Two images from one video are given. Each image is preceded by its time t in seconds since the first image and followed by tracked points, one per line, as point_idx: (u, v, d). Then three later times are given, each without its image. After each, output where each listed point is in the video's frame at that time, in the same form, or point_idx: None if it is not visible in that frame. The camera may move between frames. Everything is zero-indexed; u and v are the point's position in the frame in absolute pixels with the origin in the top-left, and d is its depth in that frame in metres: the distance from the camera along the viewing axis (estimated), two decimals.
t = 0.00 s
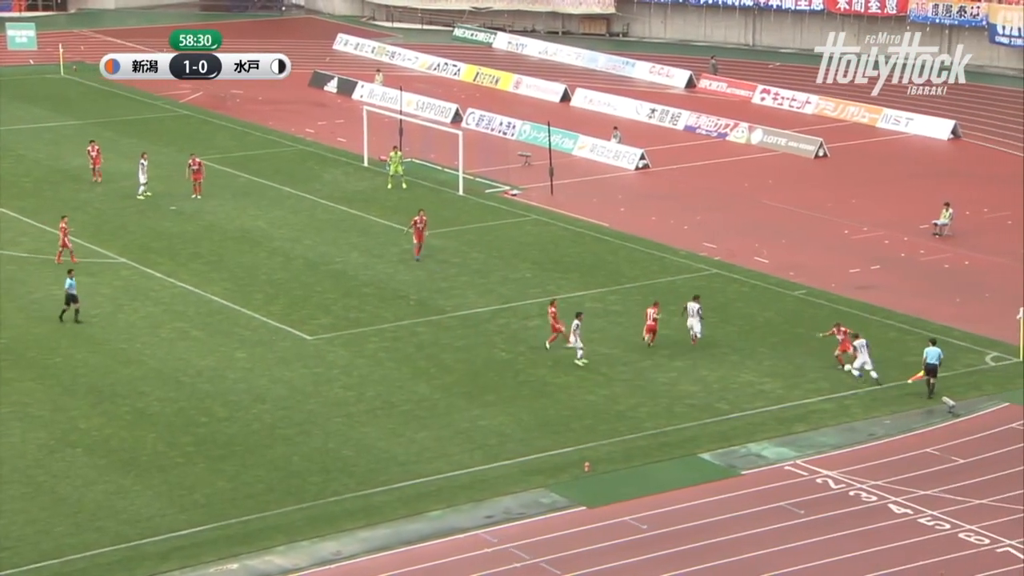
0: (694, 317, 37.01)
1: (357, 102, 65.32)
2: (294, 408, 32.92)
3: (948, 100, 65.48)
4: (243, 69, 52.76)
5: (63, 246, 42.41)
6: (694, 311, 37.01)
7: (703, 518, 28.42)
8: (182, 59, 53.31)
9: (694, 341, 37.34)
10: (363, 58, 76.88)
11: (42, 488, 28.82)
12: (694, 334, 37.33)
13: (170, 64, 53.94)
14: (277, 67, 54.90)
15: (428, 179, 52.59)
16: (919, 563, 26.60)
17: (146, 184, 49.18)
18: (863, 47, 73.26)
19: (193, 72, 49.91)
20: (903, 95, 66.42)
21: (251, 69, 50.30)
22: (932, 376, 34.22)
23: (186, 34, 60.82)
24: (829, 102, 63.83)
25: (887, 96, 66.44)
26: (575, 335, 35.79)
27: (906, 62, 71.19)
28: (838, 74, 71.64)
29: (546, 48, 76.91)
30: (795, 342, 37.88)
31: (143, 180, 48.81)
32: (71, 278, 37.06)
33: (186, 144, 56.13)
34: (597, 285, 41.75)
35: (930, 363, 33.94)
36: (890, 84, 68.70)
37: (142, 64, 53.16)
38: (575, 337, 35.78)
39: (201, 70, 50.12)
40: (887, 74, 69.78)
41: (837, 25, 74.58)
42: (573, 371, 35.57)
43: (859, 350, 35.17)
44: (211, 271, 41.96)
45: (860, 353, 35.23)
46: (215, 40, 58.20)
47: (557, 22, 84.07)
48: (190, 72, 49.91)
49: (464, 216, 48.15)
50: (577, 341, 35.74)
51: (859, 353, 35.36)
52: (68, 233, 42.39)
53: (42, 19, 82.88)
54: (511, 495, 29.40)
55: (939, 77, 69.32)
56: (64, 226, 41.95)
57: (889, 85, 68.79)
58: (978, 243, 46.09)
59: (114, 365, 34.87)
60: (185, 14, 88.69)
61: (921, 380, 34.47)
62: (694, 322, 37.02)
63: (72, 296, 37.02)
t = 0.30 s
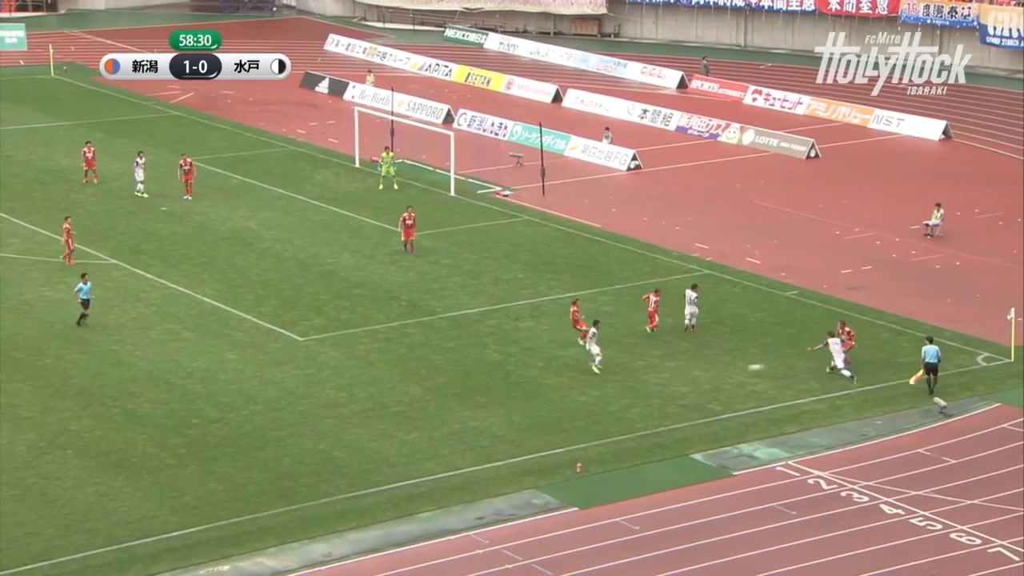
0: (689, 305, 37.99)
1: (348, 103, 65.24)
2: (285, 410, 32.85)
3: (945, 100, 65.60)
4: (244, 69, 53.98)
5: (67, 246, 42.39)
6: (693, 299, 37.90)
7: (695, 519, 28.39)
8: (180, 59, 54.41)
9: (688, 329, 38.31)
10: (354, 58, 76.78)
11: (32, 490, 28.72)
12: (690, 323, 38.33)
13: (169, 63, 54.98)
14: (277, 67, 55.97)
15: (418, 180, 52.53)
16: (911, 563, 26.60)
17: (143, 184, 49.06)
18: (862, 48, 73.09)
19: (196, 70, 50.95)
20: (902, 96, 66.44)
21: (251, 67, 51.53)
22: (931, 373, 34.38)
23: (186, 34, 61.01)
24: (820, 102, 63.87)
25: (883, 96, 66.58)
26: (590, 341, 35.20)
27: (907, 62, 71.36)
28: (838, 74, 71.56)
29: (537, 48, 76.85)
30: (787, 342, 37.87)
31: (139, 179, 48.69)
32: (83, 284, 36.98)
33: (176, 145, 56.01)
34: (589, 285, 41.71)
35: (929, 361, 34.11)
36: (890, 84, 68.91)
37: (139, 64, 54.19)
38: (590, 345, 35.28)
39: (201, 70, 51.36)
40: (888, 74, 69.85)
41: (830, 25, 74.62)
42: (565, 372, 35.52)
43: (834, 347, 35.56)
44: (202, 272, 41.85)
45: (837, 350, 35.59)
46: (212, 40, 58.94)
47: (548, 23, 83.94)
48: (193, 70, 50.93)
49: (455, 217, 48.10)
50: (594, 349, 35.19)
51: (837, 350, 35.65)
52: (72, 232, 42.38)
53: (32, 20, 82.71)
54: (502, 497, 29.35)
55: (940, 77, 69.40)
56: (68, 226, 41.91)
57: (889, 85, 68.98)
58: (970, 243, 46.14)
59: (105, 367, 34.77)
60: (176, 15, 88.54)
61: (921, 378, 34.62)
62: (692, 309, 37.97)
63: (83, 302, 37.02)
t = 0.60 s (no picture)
0: (690, 294, 38.88)
1: (344, 104, 65.19)
2: (282, 410, 32.83)
3: (944, 100, 65.71)
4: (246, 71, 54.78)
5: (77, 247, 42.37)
6: (693, 288, 38.82)
7: (692, 519, 28.39)
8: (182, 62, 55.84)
9: (696, 317, 39.25)
10: (350, 59, 76.73)
11: (29, 490, 28.70)
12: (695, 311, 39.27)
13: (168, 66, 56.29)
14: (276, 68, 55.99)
15: (414, 181, 52.49)
16: (909, 564, 26.62)
17: (141, 184, 49.07)
18: (863, 48, 73.10)
19: (195, 69, 52.21)
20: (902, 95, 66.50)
21: (248, 69, 53.01)
22: (934, 372, 34.52)
23: (184, 35, 60.83)
24: (817, 103, 63.89)
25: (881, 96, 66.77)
26: (606, 345, 35.08)
27: (907, 62, 71.40)
28: (838, 74, 71.51)
29: (534, 48, 76.82)
30: (784, 343, 37.89)
31: (138, 180, 48.68)
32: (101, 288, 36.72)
33: (173, 146, 55.99)
34: (586, 286, 41.71)
35: (931, 359, 34.26)
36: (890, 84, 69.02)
37: (138, 64, 54.98)
38: (603, 349, 35.06)
39: (202, 69, 52.33)
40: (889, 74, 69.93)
41: (828, 25, 74.65)
42: (562, 373, 35.52)
43: (803, 342, 35.48)
44: (199, 273, 41.84)
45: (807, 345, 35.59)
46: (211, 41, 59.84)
47: (545, 24, 83.96)
48: (192, 68, 52.16)
49: (452, 217, 48.11)
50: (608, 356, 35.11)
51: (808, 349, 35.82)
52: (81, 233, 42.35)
53: (28, 20, 82.63)
54: (499, 497, 29.34)
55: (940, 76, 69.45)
56: (79, 226, 41.92)
57: (889, 85, 69.12)
58: (967, 244, 46.17)
59: (102, 367, 34.75)
60: (172, 15, 88.47)
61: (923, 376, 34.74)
62: (693, 298, 38.90)
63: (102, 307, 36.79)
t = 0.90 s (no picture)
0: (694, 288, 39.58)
1: (347, 104, 65.17)
2: (285, 411, 32.84)
3: (946, 100, 65.73)
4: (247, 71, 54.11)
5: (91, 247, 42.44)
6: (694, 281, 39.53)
7: (695, 520, 28.39)
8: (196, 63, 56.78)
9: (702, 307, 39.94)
10: (353, 59, 76.73)
11: (32, 490, 28.72)
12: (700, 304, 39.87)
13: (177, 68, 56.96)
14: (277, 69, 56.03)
15: (417, 181, 52.48)
16: (912, 564, 26.60)
17: (142, 184, 49.12)
18: (862, 48, 73.16)
19: (201, 72, 52.14)
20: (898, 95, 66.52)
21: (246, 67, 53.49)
22: (937, 372, 34.47)
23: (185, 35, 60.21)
24: (820, 104, 63.86)
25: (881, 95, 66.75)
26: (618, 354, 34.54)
27: (908, 62, 71.45)
28: (838, 74, 71.58)
29: (537, 49, 76.81)
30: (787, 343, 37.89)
31: (139, 180, 48.71)
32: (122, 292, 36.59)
33: (176, 146, 56.02)
34: (588, 287, 41.71)
35: (934, 360, 34.22)
36: (890, 84, 69.04)
37: (137, 64, 55.18)
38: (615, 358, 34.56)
39: (201, 69, 52.09)
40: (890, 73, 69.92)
41: (830, 25, 74.69)
42: (566, 373, 35.51)
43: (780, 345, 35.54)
44: (202, 273, 41.86)
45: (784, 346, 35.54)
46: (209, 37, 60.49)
47: (548, 24, 83.98)
48: (197, 72, 52.15)
49: (455, 218, 48.10)
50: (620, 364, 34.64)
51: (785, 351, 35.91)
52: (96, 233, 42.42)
53: (31, 21, 82.61)
54: (502, 498, 29.33)
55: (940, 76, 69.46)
56: (92, 227, 42.01)
57: (889, 85, 69.14)
58: (970, 244, 46.12)
59: (104, 368, 34.77)
60: (176, 15, 88.47)
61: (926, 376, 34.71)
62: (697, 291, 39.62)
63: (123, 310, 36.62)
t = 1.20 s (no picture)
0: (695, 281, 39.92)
1: (356, 105, 65.17)
2: (293, 411, 32.87)
3: (947, 100, 65.74)
4: (247, 70, 52.42)
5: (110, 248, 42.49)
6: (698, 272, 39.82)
7: (703, 520, 28.36)
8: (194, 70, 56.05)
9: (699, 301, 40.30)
10: (362, 60, 76.74)
11: (41, 490, 28.77)
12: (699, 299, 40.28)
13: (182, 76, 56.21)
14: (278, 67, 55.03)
15: (425, 181, 52.51)
16: (921, 566, 26.56)
17: (147, 183, 49.20)
18: (862, 48, 73.37)
19: (197, 71, 50.97)
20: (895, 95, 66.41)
21: (243, 69, 52.42)
22: (940, 375, 34.37)
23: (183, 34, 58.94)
24: (829, 105, 63.77)
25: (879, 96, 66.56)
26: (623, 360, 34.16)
27: (908, 62, 71.42)
28: (838, 74, 71.56)
29: (545, 50, 76.77)
30: (796, 344, 37.84)
31: (144, 180, 48.78)
32: (134, 290, 36.39)
33: (185, 147, 56.09)
34: (597, 287, 41.68)
35: (936, 364, 34.14)
36: (890, 84, 68.94)
37: (139, 64, 54.96)
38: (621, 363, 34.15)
39: (201, 70, 50.95)
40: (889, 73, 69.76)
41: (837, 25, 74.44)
42: (574, 374, 35.50)
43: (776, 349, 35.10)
44: (211, 273, 41.91)
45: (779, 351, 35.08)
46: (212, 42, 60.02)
47: (556, 25, 83.95)
48: (194, 71, 50.96)
49: (463, 218, 48.10)
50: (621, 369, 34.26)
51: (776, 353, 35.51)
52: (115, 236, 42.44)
53: (40, 22, 82.61)
54: (510, 498, 29.33)
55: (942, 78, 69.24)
56: (112, 227, 42.12)
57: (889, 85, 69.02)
58: (979, 246, 46.00)
59: (112, 367, 34.82)
60: (185, 16, 88.51)
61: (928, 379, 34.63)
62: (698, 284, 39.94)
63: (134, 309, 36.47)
